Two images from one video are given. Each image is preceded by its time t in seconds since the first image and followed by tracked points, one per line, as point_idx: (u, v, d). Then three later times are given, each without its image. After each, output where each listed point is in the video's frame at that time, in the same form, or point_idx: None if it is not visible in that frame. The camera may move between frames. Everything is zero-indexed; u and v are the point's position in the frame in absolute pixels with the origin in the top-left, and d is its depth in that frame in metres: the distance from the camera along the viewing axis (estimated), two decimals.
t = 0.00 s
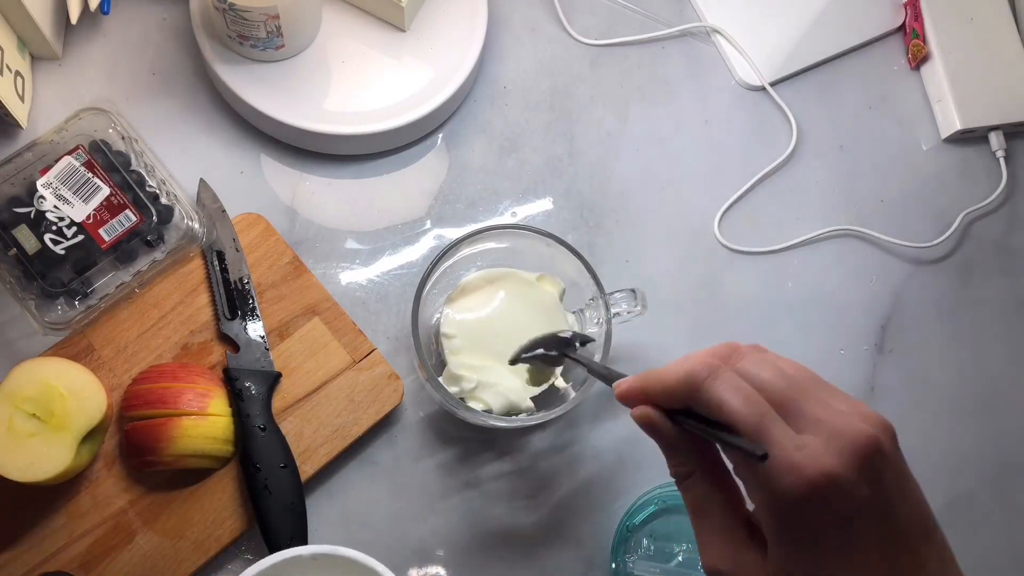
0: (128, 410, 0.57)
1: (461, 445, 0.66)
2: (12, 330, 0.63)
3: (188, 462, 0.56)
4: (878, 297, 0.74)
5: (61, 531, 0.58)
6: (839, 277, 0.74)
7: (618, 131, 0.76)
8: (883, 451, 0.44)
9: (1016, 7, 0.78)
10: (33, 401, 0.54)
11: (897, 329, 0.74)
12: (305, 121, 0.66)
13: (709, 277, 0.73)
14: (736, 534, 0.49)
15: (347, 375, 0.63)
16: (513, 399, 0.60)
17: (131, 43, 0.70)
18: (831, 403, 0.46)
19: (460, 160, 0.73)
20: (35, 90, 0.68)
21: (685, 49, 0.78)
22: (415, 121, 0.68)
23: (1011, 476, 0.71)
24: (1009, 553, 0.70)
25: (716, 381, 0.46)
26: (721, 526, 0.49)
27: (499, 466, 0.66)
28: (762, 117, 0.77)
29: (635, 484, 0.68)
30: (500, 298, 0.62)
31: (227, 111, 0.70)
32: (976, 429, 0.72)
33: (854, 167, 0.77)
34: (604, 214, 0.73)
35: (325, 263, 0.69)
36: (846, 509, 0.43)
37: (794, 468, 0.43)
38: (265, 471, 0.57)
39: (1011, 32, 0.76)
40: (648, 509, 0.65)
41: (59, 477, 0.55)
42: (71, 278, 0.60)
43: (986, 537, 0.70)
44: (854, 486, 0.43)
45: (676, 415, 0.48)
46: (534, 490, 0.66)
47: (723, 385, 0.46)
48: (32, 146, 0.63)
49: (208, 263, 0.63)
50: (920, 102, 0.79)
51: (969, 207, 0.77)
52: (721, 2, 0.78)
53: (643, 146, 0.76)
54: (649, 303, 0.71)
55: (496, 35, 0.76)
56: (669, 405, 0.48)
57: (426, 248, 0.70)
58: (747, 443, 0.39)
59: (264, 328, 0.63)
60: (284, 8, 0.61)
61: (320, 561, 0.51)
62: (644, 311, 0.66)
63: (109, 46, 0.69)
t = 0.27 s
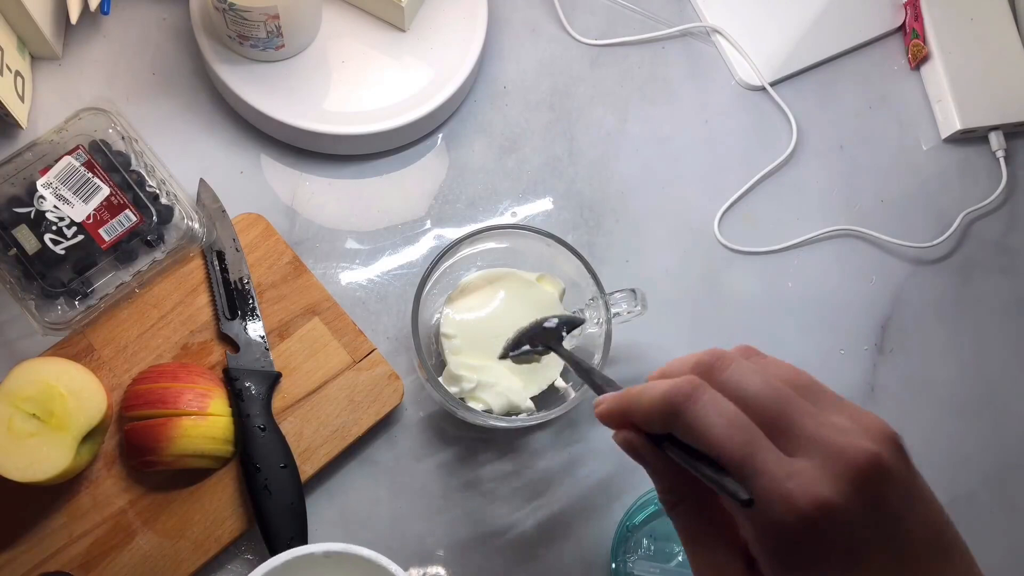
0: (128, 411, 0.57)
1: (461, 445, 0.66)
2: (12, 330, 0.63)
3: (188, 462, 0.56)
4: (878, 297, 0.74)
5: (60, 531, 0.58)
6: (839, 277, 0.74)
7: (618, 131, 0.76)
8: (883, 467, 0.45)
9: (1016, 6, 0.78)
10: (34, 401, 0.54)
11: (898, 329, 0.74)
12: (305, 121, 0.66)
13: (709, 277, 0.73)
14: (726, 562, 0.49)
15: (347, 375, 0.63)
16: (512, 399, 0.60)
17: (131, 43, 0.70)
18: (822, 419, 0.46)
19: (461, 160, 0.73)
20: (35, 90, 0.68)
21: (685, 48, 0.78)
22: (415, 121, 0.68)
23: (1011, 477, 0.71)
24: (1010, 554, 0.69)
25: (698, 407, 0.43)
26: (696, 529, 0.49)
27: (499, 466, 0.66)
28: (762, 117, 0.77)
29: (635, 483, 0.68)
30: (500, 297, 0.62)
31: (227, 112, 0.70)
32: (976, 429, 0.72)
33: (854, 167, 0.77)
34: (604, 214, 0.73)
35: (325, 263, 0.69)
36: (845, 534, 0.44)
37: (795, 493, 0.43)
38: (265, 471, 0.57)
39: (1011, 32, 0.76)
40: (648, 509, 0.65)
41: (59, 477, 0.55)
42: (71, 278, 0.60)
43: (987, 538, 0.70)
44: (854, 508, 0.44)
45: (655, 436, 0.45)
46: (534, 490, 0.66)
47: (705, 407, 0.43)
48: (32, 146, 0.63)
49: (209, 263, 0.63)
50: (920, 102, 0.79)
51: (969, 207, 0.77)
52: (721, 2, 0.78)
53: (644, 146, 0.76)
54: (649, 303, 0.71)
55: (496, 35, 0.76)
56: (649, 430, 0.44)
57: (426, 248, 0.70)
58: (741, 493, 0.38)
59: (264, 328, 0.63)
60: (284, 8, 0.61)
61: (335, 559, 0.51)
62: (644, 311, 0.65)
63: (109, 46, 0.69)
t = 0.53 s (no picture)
0: (128, 410, 0.57)
1: (461, 445, 0.66)
2: (13, 330, 0.63)
3: (188, 462, 0.56)
4: (878, 297, 0.74)
5: (60, 531, 0.57)
6: (839, 277, 0.74)
7: (618, 130, 0.76)
8: (954, 489, 0.44)
9: (1016, 6, 0.78)
10: (34, 401, 0.54)
11: (898, 329, 0.74)
12: (305, 121, 0.66)
13: (709, 277, 0.73)
14: None
15: (347, 375, 0.63)
16: (512, 399, 0.60)
17: (131, 43, 0.70)
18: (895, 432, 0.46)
19: (460, 160, 0.73)
20: (35, 90, 0.68)
21: (685, 48, 0.78)
22: (415, 121, 0.68)
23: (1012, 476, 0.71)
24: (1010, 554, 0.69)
25: (764, 410, 0.43)
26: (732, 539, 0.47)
27: (499, 466, 0.66)
28: (762, 117, 0.77)
29: (635, 483, 0.68)
30: (499, 297, 0.62)
31: (227, 112, 0.70)
32: (976, 429, 0.72)
33: (854, 167, 0.77)
34: (604, 214, 0.73)
35: (325, 263, 0.69)
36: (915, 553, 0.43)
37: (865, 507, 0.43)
38: (265, 471, 0.57)
39: (1012, 32, 0.76)
40: (648, 509, 0.65)
41: (59, 477, 0.55)
42: (71, 278, 0.60)
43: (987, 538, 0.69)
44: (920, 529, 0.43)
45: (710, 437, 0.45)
46: (534, 490, 0.66)
47: (768, 407, 0.43)
48: (32, 145, 0.63)
49: (209, 263, 0.63)
50: (920, 102, 0.79)
51: (969, 207, 0.77)
52: (721, 2, 0.78)
53: (644, 146, 0.76)
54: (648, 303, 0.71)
55: (496, 35, 0.76)
56: (706, 430, 0.44)
57: (426, 248, 0.70)
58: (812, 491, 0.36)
59: (264, 328, 0.63)
60: (283, 8, 0.61)
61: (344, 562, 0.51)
62: (645, 311, 0.65)
63: (110, 46, 0.69)
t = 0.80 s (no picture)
0: (128, 410, 0.57)
1: (461, 445, 0.66)
2: (13, 330, 0.63)
3: (188, 462, 0.56)
4: (878, 297, 0.74)
5: (60, 531, 0.58)
6: (839, 277, 0.74)
7: (618, 130, 0.76)
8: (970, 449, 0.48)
9: (1016, 6, 0.78)
10: (33, 401, 0.54)
11: (898, 330, 0.74)
12: (305, 122, 0.66)
13: (709, 277, 0.73)
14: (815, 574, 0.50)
15: (347, 375, 0.63)
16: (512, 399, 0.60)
17: (131, 43, 0.70)
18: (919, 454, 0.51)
19: (460, 160, 0.73)
20: (35, 90, 0.68)
21: (685, 48, 0.78)
22: (415, 121, 0.68)
23: (1012, 476, 0.71)
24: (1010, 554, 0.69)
25: (842, 325, 0.51)
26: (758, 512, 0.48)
27: (499, 466, 0.66)
28: (762, 117, 0.77)
29: (635, 483, 0.68)
30: (499, 297, 0.62)
31: (227, 111, 0.70)
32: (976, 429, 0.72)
33: (854, 167, 0.77)
34: (604, 214, 0.73)
35: (325, 263, 0.69)
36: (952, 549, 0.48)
37: (930, 430, 0.48)
38: (265, 471, 0.57)
39: (1012, 32, 0.76)
40: (648, 509, 0.66)
41: (59, 477, 0.55)
42: (71, 278, 0.60)
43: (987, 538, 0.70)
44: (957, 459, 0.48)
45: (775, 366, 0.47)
46: (534, 490, 0.66)
47: (846, 326, 0.50)
48: (32, 145, 0.63)
49: (208, 263, 0.63)
50: (920, 102, 0.79)
51: (969, 207, 0.77)
52: (721, 2, 0.78)
53: (644, 146, 0.76)
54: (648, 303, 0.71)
55: (496, 35, 0.76)
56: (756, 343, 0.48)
57: (426, 248, 0.70)
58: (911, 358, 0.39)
59: (264, 328, 0.63)
60: (283, 8, 0.61)
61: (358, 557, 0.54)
62: (645, 311, 0.65)
63: (110, 46, 0.69)
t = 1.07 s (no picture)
0: (128, 410, 0.57)
1: (460, 445, 0.66)
2: (13, 330, 0.63)
3: (189, 462, 0.56)
4: (878, 297, 0.74)
5: (60, 531, 0.58)
6: (839, 277, 0.74)
7: (618, 130, 0.76)
8: None
9: (1016, 6, 0.78)
10: (33, 401, 0.54)
11: (898, 330, 0.74)
12: (305, 122, 0.66)
13: (709, 277, 0.73)
14: None
15: (347, 375, 0.63)
16: (511, 399, 0.60)
17: (132, 43, 0.70)
18: None
19: (460, 160, 0.73)
20: (35, 90, 0.68)
21: (685, 48, 0.78)
22: (415, 121, 0.68)
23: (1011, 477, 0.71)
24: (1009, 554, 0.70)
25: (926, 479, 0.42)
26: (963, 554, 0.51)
27: (499, 466, 0.66)
28: (762, 117, 0.77)
29: (635, 483, 0.68)
30: (500, 297, 0.62)
31: (227, 111, 0.70)
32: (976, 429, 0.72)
33: (854, 167, 0.77)
34: (604, 214, 0.73)
35: (325, 263, 0.69)
36: None
37: None
38: (265, 471, 0.57)
39: (1012, 32, 0.76)
40: (648, 509, 0.66)
41: (59, 477, 0.55)
42: (71, 278, 0.60)
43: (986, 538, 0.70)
44: None
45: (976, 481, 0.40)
46: (534, 490, 0.66)
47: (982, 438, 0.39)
48: (32, 145, 0.63)
49: (208, 263, 0.63)
50: (920, 102, 0.79)
51: (970, 207, 0.77)
52: (721, 2, 0.78)
53: (644, 146, 0.76)
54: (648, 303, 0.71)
55: (496, 35, 0.76)
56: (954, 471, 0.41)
57: (426, 248, 0.70)
58: None
59: (264, 328, 0.63)
60: (283, 8, 0.61)
61: (454, 544, 0.48)
62: (645, 311, 0.65)
63: (110, 46, 0.69)
